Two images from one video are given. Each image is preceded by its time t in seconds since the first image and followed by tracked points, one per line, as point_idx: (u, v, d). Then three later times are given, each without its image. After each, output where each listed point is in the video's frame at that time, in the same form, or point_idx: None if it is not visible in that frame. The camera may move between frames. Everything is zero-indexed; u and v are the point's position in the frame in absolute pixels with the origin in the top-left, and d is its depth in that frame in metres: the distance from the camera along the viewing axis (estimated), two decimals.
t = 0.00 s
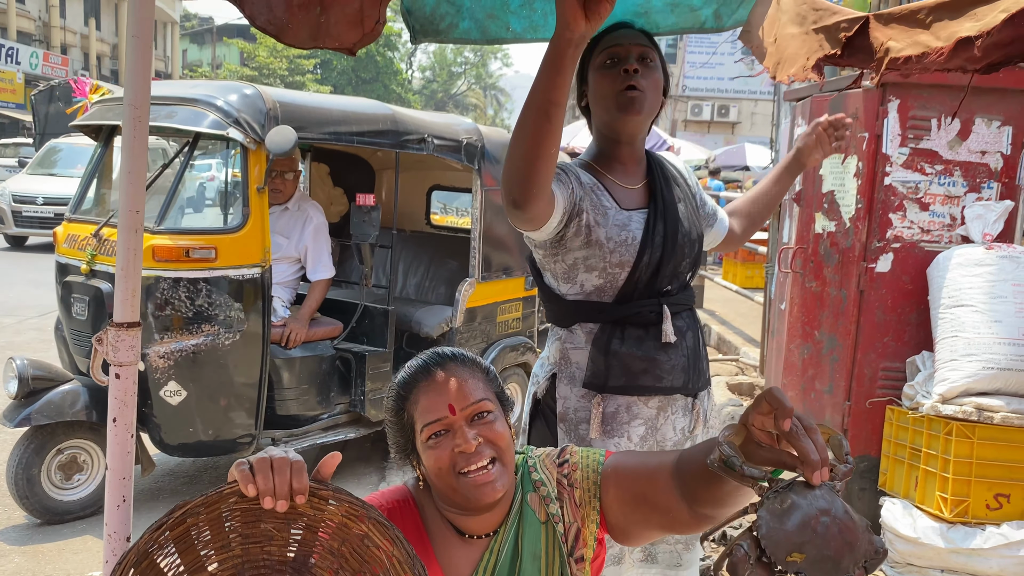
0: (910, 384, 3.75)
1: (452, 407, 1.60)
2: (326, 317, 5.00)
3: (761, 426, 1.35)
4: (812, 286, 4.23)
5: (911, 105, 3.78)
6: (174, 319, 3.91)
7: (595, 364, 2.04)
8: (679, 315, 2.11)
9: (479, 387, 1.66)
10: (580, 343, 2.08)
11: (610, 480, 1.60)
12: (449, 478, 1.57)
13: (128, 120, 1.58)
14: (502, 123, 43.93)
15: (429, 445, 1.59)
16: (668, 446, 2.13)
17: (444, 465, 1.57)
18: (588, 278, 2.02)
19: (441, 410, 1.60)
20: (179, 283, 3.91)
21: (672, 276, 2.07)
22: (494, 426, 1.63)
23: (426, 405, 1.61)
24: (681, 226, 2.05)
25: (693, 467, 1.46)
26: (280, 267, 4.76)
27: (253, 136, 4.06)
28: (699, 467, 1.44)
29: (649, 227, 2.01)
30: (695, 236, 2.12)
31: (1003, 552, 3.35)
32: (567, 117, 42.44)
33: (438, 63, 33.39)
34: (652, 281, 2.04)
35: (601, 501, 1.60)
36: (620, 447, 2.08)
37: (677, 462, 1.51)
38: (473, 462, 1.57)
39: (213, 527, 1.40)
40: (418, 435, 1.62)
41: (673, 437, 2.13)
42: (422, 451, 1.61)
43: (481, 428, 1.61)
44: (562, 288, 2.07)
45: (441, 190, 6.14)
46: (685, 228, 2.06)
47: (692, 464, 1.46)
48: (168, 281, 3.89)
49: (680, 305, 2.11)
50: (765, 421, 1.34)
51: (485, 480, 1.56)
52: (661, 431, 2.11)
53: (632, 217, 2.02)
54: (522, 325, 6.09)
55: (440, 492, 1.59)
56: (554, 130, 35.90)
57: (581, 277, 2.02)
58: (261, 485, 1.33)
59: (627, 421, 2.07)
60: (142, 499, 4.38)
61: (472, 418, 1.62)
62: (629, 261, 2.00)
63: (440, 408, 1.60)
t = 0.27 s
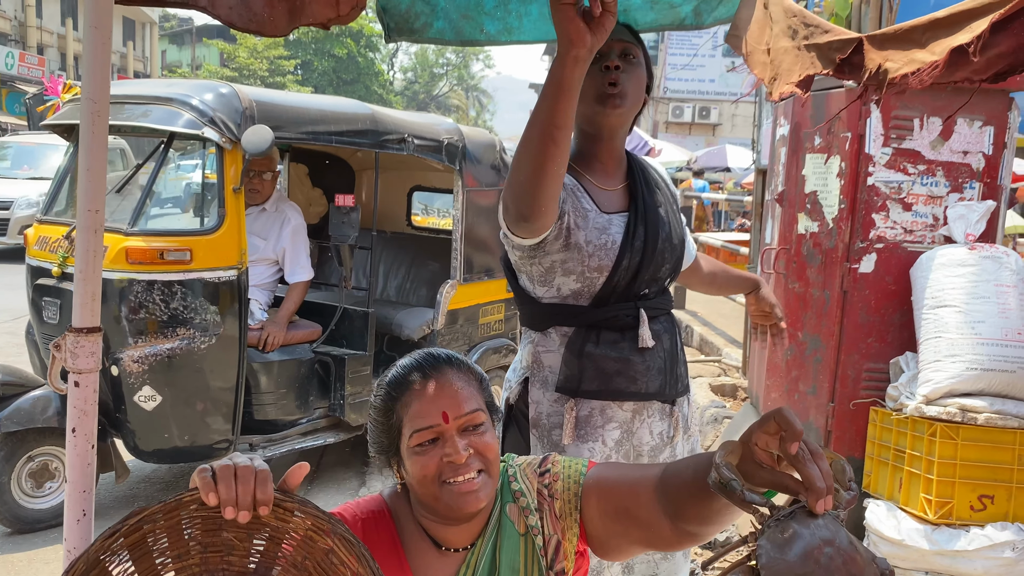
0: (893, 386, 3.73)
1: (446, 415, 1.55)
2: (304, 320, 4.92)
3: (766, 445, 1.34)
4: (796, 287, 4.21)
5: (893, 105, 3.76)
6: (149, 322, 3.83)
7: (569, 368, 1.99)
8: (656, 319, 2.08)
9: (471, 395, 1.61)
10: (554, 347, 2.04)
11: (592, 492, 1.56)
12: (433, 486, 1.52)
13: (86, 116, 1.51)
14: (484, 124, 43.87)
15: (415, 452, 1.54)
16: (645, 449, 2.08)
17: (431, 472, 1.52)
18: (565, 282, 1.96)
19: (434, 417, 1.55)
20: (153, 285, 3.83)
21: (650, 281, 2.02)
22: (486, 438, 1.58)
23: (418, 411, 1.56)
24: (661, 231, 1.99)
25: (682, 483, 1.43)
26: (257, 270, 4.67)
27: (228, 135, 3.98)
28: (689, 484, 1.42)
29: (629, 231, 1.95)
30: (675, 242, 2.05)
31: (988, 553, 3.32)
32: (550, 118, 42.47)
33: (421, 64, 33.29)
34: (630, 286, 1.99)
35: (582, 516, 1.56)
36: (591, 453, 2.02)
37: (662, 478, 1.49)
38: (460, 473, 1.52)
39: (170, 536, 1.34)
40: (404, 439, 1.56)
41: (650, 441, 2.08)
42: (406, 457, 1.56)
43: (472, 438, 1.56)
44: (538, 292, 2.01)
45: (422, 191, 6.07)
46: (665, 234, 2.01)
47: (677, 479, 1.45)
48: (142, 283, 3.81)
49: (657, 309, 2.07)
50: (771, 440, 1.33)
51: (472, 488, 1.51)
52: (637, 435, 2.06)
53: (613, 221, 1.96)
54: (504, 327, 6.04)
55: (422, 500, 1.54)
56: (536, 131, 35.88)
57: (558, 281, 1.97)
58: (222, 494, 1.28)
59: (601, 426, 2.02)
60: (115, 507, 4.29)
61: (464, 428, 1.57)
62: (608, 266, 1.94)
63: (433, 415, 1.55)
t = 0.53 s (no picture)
0: (881, 388, 3.67)
1: (440, 426, 1.45)
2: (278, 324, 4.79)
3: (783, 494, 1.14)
4: (779, 287, 4.15)
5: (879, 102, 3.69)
6: (115, 327, 3.69)
7: (553, 376, 1.89)
8: (641, 319, 1.99)
9: (464, 406, 1.50)
10: (535, 353, 1.93)
11: (576, 506, 1.45)
12: (419, 502, 1.42)
13: (21, 101, 1.38)
14: (461, 126, 43.76)
15: (403, 465, 1.43)
16: (632, 457, 1.99)
17: (418, 487, 1.42)
18: (546, 288, 1.87)
19: (428, 428, 1.45)
20: (119, 289, 3.69)
21: (632, 282, 1.93)
22: (477, 453, 1.48)
23: (407, 420, 1.45)
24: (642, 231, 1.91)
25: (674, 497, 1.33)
26: (228, 272, 4.54)
27: (198, 133, 3.85)
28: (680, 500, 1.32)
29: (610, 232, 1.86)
30: (655, 242, 1.98)
31: (977, 557, 3.29)
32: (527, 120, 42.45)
33: (398, 66, 33.12)
34: (613, 287, 1.90)
35: (565, 531, 1.46)
36: (581, 464, 1.92)
37: (649, 490, 1.39)
38: (450, 490, 1.42)
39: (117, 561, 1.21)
40: (391, 449, 1.45)
41: (638, 448, 2.00)
42: (391, 468, 1.45)
43: (464, 453, 1.46)
44: (516, 299, 1.91)
45: (399, 191, 5.96)
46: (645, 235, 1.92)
47: (668, 495, 1.34)
48: (108, 287, 3.66)
49: (640, 310, 1.98)
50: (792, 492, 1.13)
51: (461, 506, 1.41)
52: (624, 442, 1.97)
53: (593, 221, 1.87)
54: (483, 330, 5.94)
55: (403, 515, 1.45)
56: (514, 133, 35.85)
57: (538, 287, 1.87)
58: (175, 515, 1.16)
59: (588, 435, 1.92)
60: (82, 520, 4.14)
61: (456, 442, 1.47)
62: (589, 269, 1.85)
63: (427, 426, 1.45)
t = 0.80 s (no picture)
0: (869, 403, 3.54)
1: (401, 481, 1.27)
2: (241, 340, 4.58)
3: None
4: (763, 299, 4.00)
5: (864, 108, 3.58)
6: (64, 347, 3.46)
7: (533, 412, 1.72)
8: (626, 345, 1.83)
9: (429, 455, 1.32)
10: (512, 384, 1.75)
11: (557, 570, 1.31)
12: (376, 566, 1.25)
13: None
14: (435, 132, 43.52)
15: (360, 523, 1.25)
16: (620, 495, 1.83)
17: (375, 549, 1.25)
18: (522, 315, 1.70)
19: (389, 483, 1.27)
20: (68, 306, 3.47)
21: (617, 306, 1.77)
22: (443, 511, 1.32)
23: (364, 473, 1.27)
24: (625, 250, 1.76)
25: None
26: (188, 285, 4.31)
27: (153, 140, 3.64)
28: None
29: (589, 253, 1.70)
30: (641, 262, 1.82)
31: None
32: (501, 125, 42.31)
33: (370, 71, 32.82)
34: (596, 312, 1.74)
35: None
36: (564, 505, 1.75)
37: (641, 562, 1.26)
38: (412, 555, 1.25)
39: None
40: (346, 505, 1.27)
41: (626, 486, 1.84)
42: (345, 525, 1.27)
43: (428, 511, 1.30)
44: (490, 326, 1.73)
45: (369, 199, 5.77)
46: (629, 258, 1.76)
47: None
48: (55, 304, 3.43)
49: (625, 335, 1.82)
50: None
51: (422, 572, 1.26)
52: (611, 479, 1.81)
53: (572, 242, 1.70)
54: (457, 342, 5.75)
55: None
56: (488, 138, 35.68)
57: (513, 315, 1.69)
58: None
59: (572, 474, 1.76)
60: (31, 551, 3.89)
61: (420, 497, 1.29)
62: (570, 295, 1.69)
63: (387, 479, 1.27)
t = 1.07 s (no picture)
0: (866, 425, 3.41)
1: (377, 556, 1.14)
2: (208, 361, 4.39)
3: None
4: (753, 315, 3.86)
5: (858, 117, 3.44)
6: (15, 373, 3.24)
7: (530, 452, 1.55)
8: (634, 378, 1.66)
9: (413, 524, 1.20)
10: (508, 420, 1.59)
11: None
12: None
13: None
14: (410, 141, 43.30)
15: None
16: (625, 546, 1.66)
17: None
18: (516, 345, 1.53)
19: (363, 556, 1.14)
20: (19, 329, 3.24)
21: (620, 334, 1.61)
22: None
23: (337, 544, 1.14)
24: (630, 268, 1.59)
25: None
26: (151, 304, 4.10)
27: (111, 152, 3.43)
28: None
29: (589, 276, 1.54)
30: (647, 286, 1.65)
31: None
32: (477, 134, 42.17)
33: (344, 80, 32.56)
34: (598, 341, 1.58)
35: None
36: (562, 558, 1.58)
37: None
38: None
39: None
40: None
41: (633, 537, 1.66)
42: None
43: None
44: (483, 357, 1.57)
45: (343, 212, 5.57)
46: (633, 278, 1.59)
47: None
48: (5, 327, 3.21)
49: (633, 368, 1.65)
50: None
51: None
52: (615, 530, 1.64)
53: (570, 264, 1.54)
54: (435, 359, 5.56)
55: None
56: (463, 148, 35.53)
57: (506, 345, 1.53)
58: None
59: (572, 523, 1.58)
60: None
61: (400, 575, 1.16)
62: (568, 322, 1.53)
63: (361, 553, 1.14)
